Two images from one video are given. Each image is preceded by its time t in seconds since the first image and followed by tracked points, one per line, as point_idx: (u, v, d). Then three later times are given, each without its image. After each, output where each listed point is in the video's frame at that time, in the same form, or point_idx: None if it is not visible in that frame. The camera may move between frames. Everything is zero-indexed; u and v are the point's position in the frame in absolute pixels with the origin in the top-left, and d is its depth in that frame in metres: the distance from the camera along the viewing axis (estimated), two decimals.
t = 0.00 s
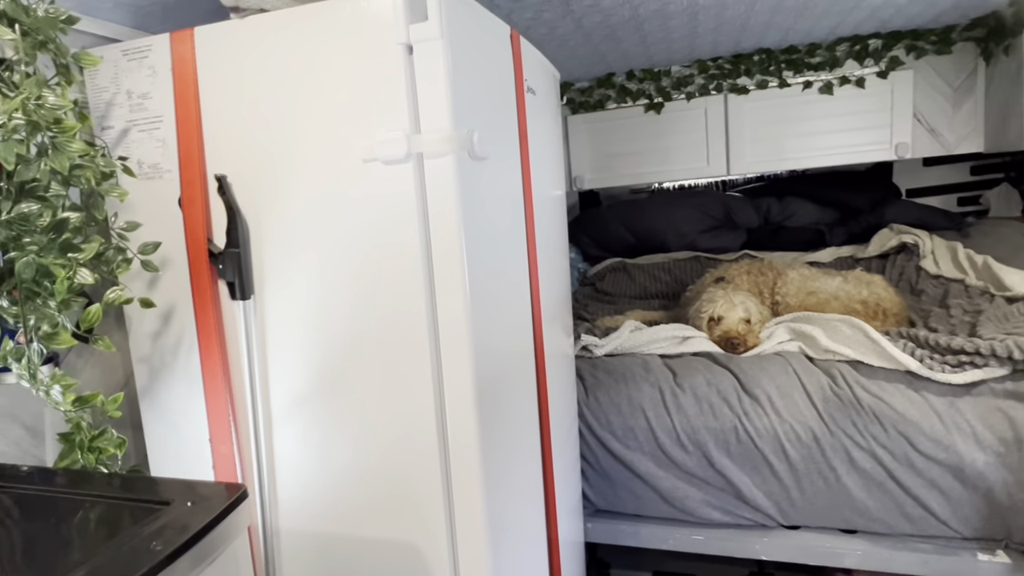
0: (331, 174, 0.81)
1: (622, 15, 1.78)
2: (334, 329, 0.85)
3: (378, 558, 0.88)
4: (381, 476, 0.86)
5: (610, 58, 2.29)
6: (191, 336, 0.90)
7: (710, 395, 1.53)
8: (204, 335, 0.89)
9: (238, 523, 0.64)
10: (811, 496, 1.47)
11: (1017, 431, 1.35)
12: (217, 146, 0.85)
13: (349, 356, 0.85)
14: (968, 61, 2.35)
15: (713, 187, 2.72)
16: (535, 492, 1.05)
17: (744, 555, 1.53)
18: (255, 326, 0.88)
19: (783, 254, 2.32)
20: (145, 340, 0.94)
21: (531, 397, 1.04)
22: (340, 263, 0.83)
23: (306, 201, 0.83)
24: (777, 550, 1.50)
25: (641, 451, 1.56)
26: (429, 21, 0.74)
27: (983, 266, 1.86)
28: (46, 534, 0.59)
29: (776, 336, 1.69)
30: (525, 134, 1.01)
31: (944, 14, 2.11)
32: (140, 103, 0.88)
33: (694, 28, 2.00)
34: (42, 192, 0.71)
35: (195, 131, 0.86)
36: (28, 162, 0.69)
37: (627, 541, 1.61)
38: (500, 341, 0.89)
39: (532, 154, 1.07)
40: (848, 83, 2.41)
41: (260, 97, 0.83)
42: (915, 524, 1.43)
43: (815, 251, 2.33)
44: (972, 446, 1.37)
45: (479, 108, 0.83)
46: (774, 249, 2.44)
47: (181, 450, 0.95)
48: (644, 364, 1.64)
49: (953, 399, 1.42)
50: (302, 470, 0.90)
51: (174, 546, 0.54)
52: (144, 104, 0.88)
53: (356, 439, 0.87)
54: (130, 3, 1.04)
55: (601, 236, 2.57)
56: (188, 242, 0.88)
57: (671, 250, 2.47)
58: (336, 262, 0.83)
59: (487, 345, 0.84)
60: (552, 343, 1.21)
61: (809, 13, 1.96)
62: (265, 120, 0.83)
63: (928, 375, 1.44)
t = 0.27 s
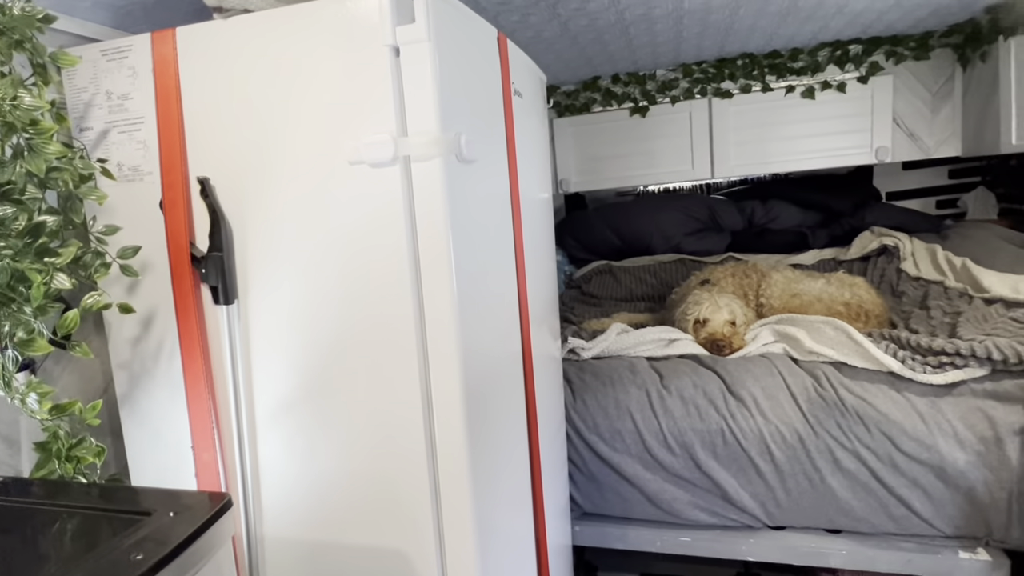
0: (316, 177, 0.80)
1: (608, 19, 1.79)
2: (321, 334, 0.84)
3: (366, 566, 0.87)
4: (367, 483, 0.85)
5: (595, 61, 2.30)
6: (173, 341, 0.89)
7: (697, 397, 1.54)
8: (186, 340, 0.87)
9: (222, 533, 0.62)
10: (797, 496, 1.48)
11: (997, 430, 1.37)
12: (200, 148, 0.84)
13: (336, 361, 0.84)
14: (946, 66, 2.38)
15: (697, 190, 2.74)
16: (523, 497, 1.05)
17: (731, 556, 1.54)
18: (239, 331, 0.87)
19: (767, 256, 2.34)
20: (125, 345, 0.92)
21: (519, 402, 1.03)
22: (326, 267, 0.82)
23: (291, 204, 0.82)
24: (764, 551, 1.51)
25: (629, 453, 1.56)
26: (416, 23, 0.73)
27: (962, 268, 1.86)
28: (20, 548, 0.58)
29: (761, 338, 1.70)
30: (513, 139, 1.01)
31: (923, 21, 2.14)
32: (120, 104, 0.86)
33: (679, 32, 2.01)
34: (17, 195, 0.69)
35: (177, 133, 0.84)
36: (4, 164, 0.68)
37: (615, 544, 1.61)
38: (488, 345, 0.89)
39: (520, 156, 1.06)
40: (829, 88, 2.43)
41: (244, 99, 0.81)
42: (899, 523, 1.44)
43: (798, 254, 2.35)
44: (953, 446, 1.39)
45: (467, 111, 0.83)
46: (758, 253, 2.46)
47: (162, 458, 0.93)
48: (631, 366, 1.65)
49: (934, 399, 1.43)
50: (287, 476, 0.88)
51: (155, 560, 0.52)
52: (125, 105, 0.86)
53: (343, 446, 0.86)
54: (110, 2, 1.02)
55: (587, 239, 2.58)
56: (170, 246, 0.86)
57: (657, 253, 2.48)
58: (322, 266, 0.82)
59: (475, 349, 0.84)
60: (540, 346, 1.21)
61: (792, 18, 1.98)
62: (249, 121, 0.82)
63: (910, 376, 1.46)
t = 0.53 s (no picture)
0: (308, 184, 0.80)
1: (599, 25, 1.80)
2: (314, 342, 0.83)
3: None
4: (361, 491, 0.84)
5: (586, 66, 2.30)
6: (162, 349, 0.87)
7: (689, 402, 1.54)
8: (176, 349, 0.86)
9: (215, 548, 0.62)
10: (788, 500, 1.48)
11: (984, 433, 1.38)
12: (191, 153, 0.83)
13: (329, 369, 0.83)
14: (930, 73, 2.41)
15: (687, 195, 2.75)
16: (517, 505, 1.04)
17: (723, 560, 1.54)
18: (230, 338, 0.86)
19: (756, 260, 2.35)
20: (113, 354, 0.91)
21: (513, 410, 1.03)
22: (319, 274, 0.81)
23: (284, 210, 0.81)
24: (755, 555, 1.51)
25: (621, 458, 1.56)
26: (411, 30, 0.73)
27: (947, 271, 1.89)
28: (6, 564, 0.57)
29: (752, 342, 1.71)
30: (507, 148, 1.01)
31: (908, 28, 2.17)
32: (109, 109, 0.85)
33: (669, 38, 2.02)
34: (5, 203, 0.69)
35: (167, 138, 0.83)
36: None
37: (608, 549, 1.61)
38: (482, 353, 0.88)
39: (513, 162, 1.06)
40: (817, 94, 2.46)
41: (236, 104, 0.80)
42: (888, 526, 1.45)
43: (787, 258, 2.37)
44: (942, 450, 1.40)
45: (462, 118, 0.82)
46: (748, 257, 2.48)
47: (152, 467, 0.92)
48: (623, 371, 1.65)
49: (923, 403, 1.44)
50: (279, 485, 0.87)
51: None
52: (113, 110, 0.85)
53: (336, 456, 0.85)
54: (98, 7, 1.01)
55: (578, 243, 2.59)
56: (159, 253, 0.85)
57: (647, 257, 2.49)
58: (315, 273, 0.81)
59: (470, 356, 0.83)
60: (533, 352, 1.21)
61: (780, 25, 2.00)
62: (241, 128, 0.81)
63: (898, 380, 1.46)
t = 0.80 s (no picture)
0: (307, 187, 0.79)
1: (597, 27, 1.79)
2: (312, 348, 0.82)
3: None
4: (361, 499, 0.83)
5: (583, 68, 2.30)
6: (158, 355, 0.86)
7: (688, 405, 1.53)
8: (172, 354, 0.85)
9: (214, 560, 0.61)
10: (787, 504, 1.48)
11: (983, 437, 1.38)
12: (188, 157, 0.82)
13: (328, 375, 0.82)
14: (927, 77, 2.42)
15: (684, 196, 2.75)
16: (517, 511, 1.03)
17: (722, 564, 1.53)
18: (227, 344, 0.85)
19: (753, 263, 2.35)
20: (108, 359, 0.89)
21: (513, 415, 1.02)
22: (318, 279, 0.80)
23: (282, 214, 0.80)
24: (754, 559, 1.50)
25: (620, 462, 1.55)
26: (411, 33, 0.72)
27: (944, 274, 1.89)
28: None
29: (750, 345, 1.70)
30: (507, 151, 1.00)
31: (905, 32, 2.17)
32: (104, 111, 0.84)
33: (667, 40, 2.01)
34: None
35: (163, 141, 0.82)
36: None
37: (606, 553, 1.60)
38: (483, 358, 0.87)
39: (513, 165, 1.05)
40: (814, 96, 2.46)
41: (234, 107, 0.79)
42: (887, 530, 1.45)
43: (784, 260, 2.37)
44: (941, 453, 1.40)
45: (462, 121, 0.81)
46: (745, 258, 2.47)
47: (146, 475, 0.90)
48: (622, 374, 1.64)
49: (921, 406, 1.44)
50: (276, 493, 0.86)
51: None
52: (108, 113, 0.83)
53: (334, 463, 0.84)
54: (91, 7, 0.99)
55: (575, 245, 2.58)
56: (155, 258, 0.84)
57: (644, 259, 2.49)
58: (314, 277, 0.80)
59: (470, 362, 0.82)
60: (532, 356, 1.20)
61: (778, 27, 2.00)
62: (239, 130, 0.80)
63: (898, 384, 1.46)
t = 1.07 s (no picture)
0: (304, 187, 0.77)
1: (596, 25, 1.78)
2: (308, 350, 0.81)
3: None
4: (358, 502, 0.82)
5: (582, 67, 2.28)
6: (152, 356, 0.85)
7: (688, 407, 1.52)
8: (166, 356, 0.83)
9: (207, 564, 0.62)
10: (787, 506, 1.47)
11: (985, 438, 1.37)
12: (181, 156, 0.80)
13: (324, 377, 0.81)
14: (926, 77, 2.42)
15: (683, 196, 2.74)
16: (516, 514, 1.02)
17: (723, 566, 1.53)
18: (222, 345, 0.83)
19: (752, 263, 2.34)
20: (101, 361, 0.88)
21: (512, 417, 1.00)
22: (315, 279, 0.79)
23: (278, 213, 0.79)
24: (755, 561, 1.50)
25: (619, 464, 1.54)
26: (410, 29, 0.71)
27: (943, 275, 1.88)
28: None
29: (750, 346, 1.69)
30: (506, 150, 0.99)
31: (905, 31, 2.16)
32: (96, 108, 0.82)
33: (666, 39, 2.00)
34: None
35: (156, 139, 0.80)
36: None
37: (605, 556, 1.59)
38: (482, 360, 0.86)
39: (512, 164, 1.04)
40: (813, 96, 2.45)
41: (229, 104, 0.78)
42: (888, 532, 1.44)
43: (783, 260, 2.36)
44: (942, 455, 1.39)
45: (462, 119, 0.80)
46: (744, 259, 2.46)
47: (140, 478, 0.89)
48: (621, 375, 1.63)
49: (922, 408, 1.43)
50: (272, 496, 0.85)
51: None
52: (101, 110, 0.82)
53: (331, 466, 0.82)
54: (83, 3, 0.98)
55: (573, 244, 2.57)
56: (148, 257, 0.82)
57: (642, 259, 2.48)
58: (310, 277, 0.79)
59: (469, 364, 0.81)
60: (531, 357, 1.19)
61: (777, 26, 1.99)
62: (234, 128, 0.78)
63: (899, 385, 1.45)
